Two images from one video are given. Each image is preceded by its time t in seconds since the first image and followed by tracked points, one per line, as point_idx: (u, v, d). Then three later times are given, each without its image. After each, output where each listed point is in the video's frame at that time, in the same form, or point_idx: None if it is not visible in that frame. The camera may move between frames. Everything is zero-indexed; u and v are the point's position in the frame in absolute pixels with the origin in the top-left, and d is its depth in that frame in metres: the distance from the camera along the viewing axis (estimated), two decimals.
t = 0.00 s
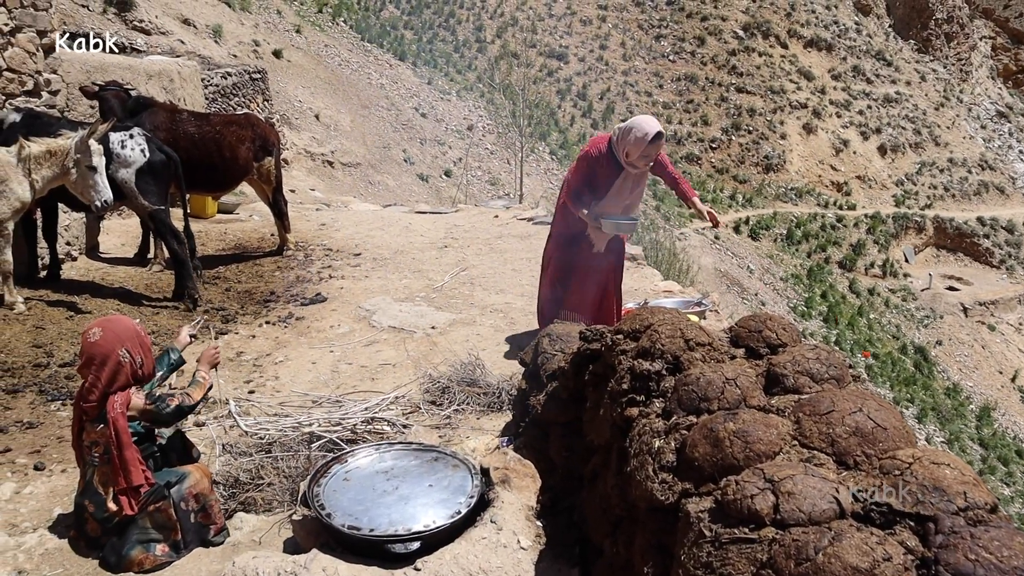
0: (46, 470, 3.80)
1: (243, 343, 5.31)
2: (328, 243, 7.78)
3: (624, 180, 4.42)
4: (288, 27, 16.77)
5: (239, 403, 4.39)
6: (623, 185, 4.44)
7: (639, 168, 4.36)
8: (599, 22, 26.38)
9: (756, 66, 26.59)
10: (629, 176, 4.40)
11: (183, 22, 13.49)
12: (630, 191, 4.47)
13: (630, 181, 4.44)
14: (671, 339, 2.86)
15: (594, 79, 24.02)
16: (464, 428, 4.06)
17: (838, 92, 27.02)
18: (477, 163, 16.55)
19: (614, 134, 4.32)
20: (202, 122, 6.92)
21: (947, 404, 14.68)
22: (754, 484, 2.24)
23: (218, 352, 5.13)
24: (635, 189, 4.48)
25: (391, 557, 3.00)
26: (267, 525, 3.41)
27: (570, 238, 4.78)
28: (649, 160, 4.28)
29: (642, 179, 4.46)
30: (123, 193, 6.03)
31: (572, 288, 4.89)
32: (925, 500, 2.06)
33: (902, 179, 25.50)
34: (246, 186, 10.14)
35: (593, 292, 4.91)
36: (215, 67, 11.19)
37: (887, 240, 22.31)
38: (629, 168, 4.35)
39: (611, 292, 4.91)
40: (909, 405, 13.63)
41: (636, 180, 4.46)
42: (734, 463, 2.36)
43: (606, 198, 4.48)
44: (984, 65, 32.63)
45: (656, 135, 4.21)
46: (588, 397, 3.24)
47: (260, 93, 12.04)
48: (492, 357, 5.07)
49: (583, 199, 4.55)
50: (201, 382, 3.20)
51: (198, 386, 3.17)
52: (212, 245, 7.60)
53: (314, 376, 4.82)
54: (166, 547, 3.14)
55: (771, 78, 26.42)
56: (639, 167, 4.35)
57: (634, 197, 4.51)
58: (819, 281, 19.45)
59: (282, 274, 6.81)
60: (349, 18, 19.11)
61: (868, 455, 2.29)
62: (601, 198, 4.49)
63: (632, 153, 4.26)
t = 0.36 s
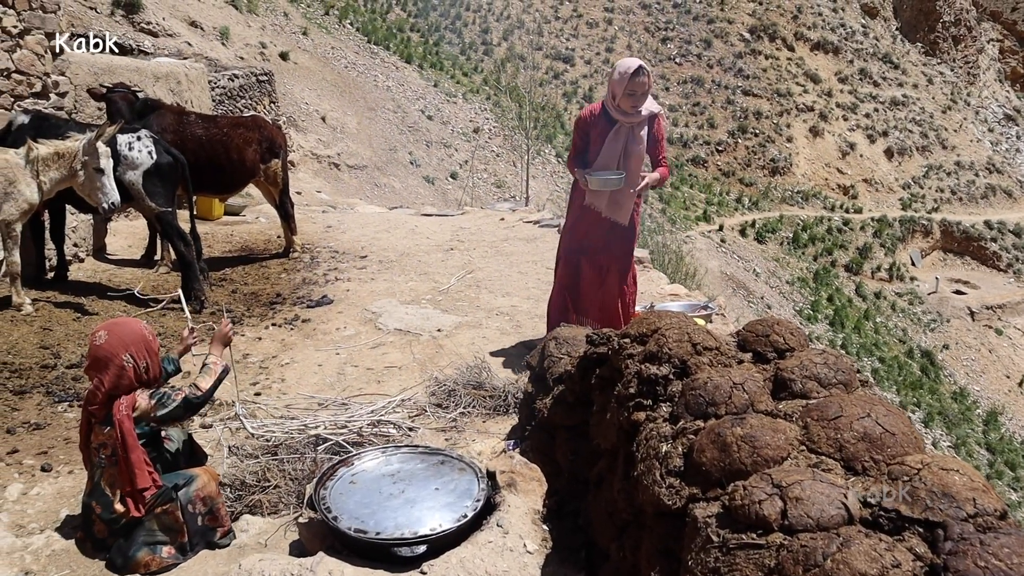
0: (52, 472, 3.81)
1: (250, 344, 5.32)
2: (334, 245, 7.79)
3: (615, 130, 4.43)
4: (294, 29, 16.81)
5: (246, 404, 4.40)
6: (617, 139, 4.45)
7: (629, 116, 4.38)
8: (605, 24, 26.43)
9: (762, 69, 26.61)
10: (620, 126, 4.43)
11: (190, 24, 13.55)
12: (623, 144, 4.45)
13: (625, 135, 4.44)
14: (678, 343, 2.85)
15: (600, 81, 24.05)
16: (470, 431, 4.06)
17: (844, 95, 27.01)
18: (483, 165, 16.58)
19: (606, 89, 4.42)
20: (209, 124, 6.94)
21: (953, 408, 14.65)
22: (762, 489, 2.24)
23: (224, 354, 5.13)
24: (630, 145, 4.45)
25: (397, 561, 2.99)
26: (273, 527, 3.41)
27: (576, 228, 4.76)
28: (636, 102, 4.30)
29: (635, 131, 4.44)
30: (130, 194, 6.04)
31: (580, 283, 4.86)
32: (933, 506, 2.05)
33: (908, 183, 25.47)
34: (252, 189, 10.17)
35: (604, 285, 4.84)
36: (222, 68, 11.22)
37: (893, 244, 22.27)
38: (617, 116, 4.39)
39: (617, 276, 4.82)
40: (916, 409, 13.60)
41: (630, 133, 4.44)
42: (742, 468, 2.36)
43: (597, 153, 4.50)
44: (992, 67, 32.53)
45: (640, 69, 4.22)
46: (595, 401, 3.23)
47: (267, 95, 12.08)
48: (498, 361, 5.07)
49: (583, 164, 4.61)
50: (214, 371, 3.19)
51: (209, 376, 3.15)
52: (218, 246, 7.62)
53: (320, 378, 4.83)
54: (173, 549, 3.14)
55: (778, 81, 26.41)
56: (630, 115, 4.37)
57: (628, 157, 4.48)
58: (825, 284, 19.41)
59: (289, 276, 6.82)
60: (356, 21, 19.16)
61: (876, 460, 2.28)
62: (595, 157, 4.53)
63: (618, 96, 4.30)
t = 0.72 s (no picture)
0: (62, 474, 3.82)
1: (258, 348, 5.33)
2: (343, 248, 7.79)
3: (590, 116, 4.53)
4: (304, 32, 16.86)
5: (255, 407, 4.41)
6: (592, 126, 4.50)
7: (602, 103, 4.42)
8: (614, 28, 26.44)
9: (771, 73, 26.59)
10: (595, 112, 4.50)
11: (200, 28, 13.59)
12: (598, 131, 4.49)
13: (601, 123, 4.47)
14: (689, 348, 2.85)
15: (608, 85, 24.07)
16: (479, 435, 4.05)
17: (853, 99, 26.95)
18: (492, 169, 16.60)
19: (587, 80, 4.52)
20: (219, 127, 6.98)
21: (963, 414, 14.57)
22: (774, 495, 2.23)
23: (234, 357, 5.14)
24: (605, 132, 4.46)
25: (406, 565, 2.99)
26: (282, 530, 3.41)
27: (569, 226, 4.79)
28: (603, 85, 4.36)
29: (609, 117, 4.45)
30: (141, 197, 6.07)
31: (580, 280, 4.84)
32: (947, 513, 2.03)
33: (918, 187, 25.43)
34: (261, 191, 10.20)
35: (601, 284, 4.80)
36: (232, 72, 11.27)
37: (903, 248, 22.19)
38: (592, 101, 4.47)
39: (615, 272, 4.77)
40: (925, 414, 13.54)
41: (605, 117, 4.47)
42: (753, 474, 2.35)
43: (576, 139, 4.61)
44: (1002, 71, 32.39)
45: (601, 49, 4.30)
46: (605, 405, 3.22)
47: (276, 98, 12.12)
48: (507, 364, 5.06)
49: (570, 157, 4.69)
50: (220, 368, 3.25)
51: (216, 374, 3.21)
52: (228, 249, 7.65)
53: (330, 381, 4.83)
54: (184, 552, 3.15)
55: (787, 85, 26.38)
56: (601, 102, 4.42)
57: (601, 144, 4.49)
58: (834, 288, 19.36)
59: (298, 279, 6.83)
60: (365, 24, 19.22)
61: (889, 466, 2.27)
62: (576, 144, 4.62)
63: (587, 83, 4.40)
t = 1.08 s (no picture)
0: (73, 473, 3.83)
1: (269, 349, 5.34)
2: (353, 250, 7.81)
3: (550, 118, 4.61)
4: (314, 34, 16.90)
5: (266, 408, 4.41)
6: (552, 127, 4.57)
7: (560, 103, 4.50)
8: (624, 30, 26.42)
9: (781, 75, 26.54)
10: (556, 112, 4.57)
11: (211, 30, 13.65)
12: (558, 131, 4.55)
13: (560, 124, 4.54)
14: (701, 351, 2.84)
15: (618, 87, 24.07)
16: (489, 437, 4.05)
17: (864, 102, 26.87)
18: (502, 171, 16.62)
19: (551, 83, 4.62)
20: (230, 129, 7.00)
21: (974, 418, 14.49)
22: (788, 499, 2.21)
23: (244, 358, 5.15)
24: (563, 133, 4.52)
25: (417, 566, 2.99)
26: (292, 532, 3.41)
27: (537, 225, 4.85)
28: (560, 86, 4.44)
29: (567, 118, 4.50)
30: (152, 198, 6.10)
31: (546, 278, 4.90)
32: (962, 518, 2.02)
33: (928, 191, 25.38)
34: (271, 193, 10.23)
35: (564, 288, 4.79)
36: (243, 73, 11.31)
37: (913, 251, 22.10)
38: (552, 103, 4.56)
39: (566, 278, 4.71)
40: (936, 418, 13.48)
41: (564, 119, 4.52)
42: (767, 478, 2.34)
43: (538, 141, 4.67)
44: (1015, 74, 32.24)
45: (557, 51, 4.41)
46: (616, 408, 3.21)
47: (286, 100, 12.16)
48: (516, 366, 5.05)
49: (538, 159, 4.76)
50: (236, 385, 3.19)
51: (231, 390, 3.17)
52: (238, 251, 7.67)
53: (340, 383, 4.83)
54: (193, 552, 3.16)
55: (797, 88, 26.32)
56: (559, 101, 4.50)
57: (560, 144, 4.53)
58: (844, 291, 19.29)
59: (308, 280, 6.84)
60: (375, 27, 19.26)
61: (903, 471, 2.25)
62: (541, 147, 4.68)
63: (547, 83, 4.49)
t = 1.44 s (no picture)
0: (85, 471, 3.85)
1: (279, 348, 5.35)
2: (363, 250, 7.83)
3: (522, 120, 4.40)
4: (324, 35, 16.95)
5: (276, 408, 4.42)
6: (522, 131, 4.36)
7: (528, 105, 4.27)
8: (634, 31, 26.40)
9: (792, 76, 26.50)
10: (529, 115, 4.35)
11: (221, 31, 13.71)
12: (529, 133, 4.33)
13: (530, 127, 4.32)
14: (714, 353, 2.83)
15: (628, 88, 24.04)
16: (499, 437, 4.05)
17: (875, 103, 26.80)
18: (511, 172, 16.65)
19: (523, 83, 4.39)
20: (241, 129, 7.02)
21: (985, 421, 14.41)
22: (801, 501, 2.20)
23: (254, 357, 5.16)
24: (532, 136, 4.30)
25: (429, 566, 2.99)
26: (302, 531, 3.42)
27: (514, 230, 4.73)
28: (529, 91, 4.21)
29: (538, 121, 4.28)
30: (163, 198, 6.13)
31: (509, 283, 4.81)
32: (977, 521, 2.00)
33: (940, 192, 25.30)
34: (282, 193, 10.26)
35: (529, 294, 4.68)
36: (254, 74, 11.35)
37: (924, 253, 22.01)
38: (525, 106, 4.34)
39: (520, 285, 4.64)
40: (946, 421, 13.41)
41: (535, 122, 4.30)
42: (780, 479, 2.33)
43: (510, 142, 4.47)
44: None
45: (518, 54, 4.13)
46: (627, 409, 3.20)
47: (297, 100, 12.19)
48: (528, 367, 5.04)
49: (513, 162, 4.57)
50: (248, 397, 3.09)
51: (240, 399, 3.06)
52: (249, 250, 7.69)
53: (350, 383, 4.84)
54: (203, 547, 3.15)
55: (807, 89, 26.27)
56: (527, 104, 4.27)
57: (530, 146, 4.32)
58: (854, 293, 19.22)
59: (318, 280, 6.86)
60: (385, 27, 19.31)
61: (917, 473, 2.23)
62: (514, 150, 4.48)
63: (514, 85, 4.26)
